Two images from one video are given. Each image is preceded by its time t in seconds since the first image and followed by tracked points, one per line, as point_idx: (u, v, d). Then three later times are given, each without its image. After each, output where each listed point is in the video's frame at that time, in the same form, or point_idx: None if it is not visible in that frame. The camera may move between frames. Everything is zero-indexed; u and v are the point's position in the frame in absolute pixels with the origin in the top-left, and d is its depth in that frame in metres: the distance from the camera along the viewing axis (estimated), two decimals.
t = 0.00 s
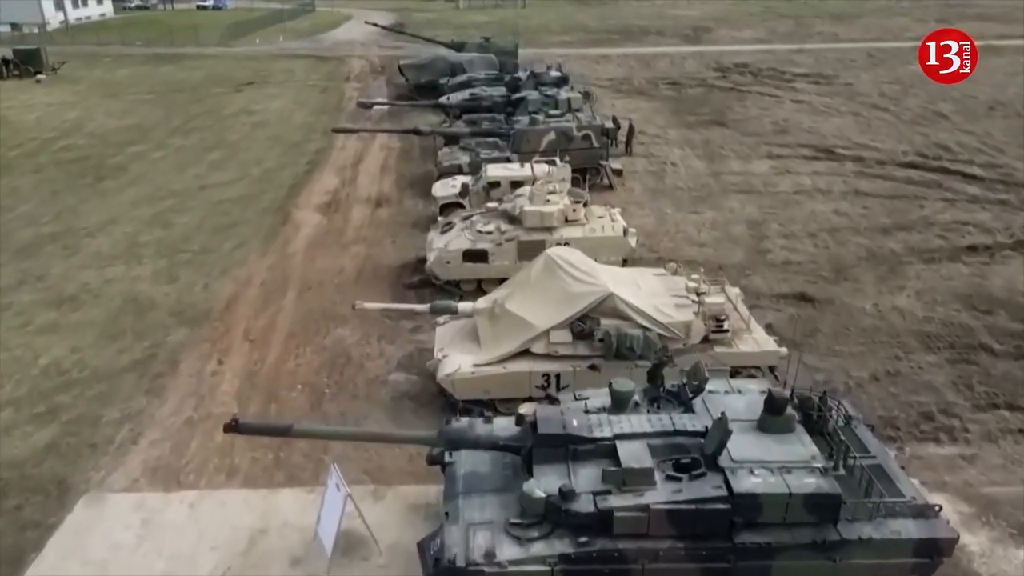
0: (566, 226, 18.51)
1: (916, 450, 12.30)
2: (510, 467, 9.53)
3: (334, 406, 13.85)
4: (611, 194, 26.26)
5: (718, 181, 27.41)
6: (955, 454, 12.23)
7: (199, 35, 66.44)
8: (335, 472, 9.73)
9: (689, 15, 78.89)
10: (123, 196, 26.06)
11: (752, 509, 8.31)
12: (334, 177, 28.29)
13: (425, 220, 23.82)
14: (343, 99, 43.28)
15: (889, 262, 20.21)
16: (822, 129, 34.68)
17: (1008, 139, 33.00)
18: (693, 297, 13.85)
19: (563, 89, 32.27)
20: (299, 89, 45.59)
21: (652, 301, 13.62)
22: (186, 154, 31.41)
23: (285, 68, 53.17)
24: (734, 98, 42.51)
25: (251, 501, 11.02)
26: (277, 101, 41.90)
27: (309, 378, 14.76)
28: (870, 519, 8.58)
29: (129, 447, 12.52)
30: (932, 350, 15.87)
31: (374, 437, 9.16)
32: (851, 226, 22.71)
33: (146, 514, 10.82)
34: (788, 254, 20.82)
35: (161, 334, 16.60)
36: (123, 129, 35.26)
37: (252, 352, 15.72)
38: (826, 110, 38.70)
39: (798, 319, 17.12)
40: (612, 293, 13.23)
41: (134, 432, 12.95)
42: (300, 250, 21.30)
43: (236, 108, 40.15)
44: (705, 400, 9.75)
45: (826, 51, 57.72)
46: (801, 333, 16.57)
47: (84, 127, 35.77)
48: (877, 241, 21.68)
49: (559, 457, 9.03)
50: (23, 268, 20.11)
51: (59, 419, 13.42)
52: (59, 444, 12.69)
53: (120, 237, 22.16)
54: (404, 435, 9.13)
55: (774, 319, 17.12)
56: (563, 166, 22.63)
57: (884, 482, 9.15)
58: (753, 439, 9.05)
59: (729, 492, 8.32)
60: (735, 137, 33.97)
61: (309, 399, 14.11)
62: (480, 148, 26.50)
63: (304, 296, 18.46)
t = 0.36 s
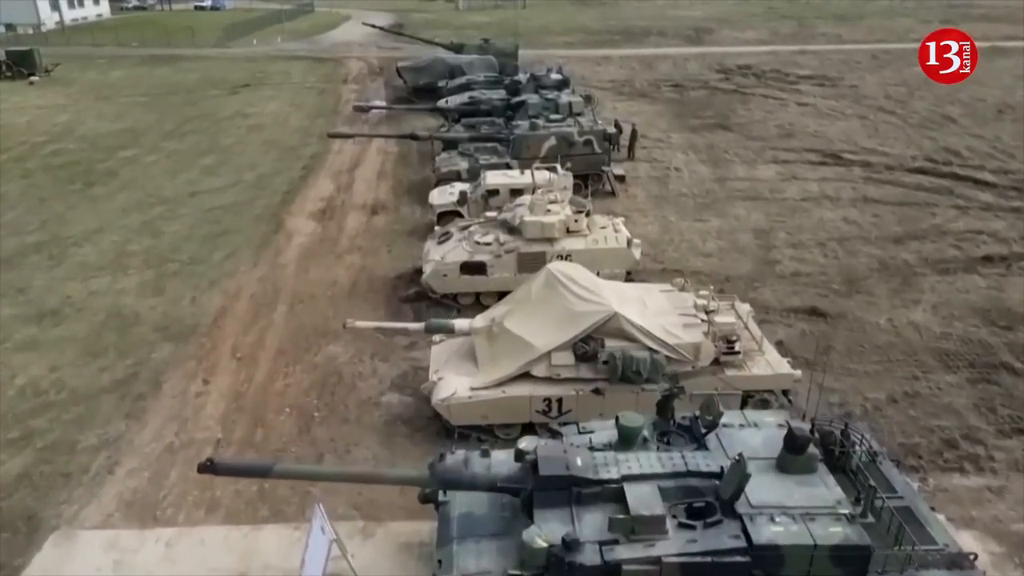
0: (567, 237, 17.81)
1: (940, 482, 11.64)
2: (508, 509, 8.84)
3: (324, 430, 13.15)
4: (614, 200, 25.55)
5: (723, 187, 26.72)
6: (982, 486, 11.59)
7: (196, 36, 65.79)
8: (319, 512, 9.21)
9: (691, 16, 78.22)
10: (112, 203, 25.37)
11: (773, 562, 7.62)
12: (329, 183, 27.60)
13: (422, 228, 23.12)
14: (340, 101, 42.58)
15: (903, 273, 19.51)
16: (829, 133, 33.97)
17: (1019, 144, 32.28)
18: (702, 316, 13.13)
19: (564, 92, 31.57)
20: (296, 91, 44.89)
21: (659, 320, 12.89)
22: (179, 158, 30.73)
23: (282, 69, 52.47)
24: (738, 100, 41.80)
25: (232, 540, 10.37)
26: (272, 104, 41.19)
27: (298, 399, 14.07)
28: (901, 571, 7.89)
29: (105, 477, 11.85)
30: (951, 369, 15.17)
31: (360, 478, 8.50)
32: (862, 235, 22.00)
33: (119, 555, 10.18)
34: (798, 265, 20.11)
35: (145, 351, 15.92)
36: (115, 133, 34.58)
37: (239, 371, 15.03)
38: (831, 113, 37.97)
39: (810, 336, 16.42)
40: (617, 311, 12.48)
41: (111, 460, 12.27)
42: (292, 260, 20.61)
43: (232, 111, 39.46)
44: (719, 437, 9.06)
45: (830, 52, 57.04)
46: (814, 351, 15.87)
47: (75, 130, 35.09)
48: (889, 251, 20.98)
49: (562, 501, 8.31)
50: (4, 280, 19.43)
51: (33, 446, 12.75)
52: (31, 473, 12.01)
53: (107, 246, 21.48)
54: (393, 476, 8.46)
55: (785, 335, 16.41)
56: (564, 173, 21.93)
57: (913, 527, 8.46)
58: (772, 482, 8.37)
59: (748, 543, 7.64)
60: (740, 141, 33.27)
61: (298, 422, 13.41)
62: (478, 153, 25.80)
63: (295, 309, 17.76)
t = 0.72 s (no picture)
0: (570, 250, 17.10)
1: (968, 518, 11.06)
2: (508, 558, 8.12)
3: (313, 458, 12.43)
4: (617, 208, 24.84)
5: (729, 194, 26.02)
6: (1013, 523, 10.97)
7: (192, 37, 65.02)
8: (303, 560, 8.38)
9: (692, 17, 77.51)
10: (100, 211, 24.68)
11: None
12: (324, 189, 26.89)
13: (419, 237, 22.39)
14: (337, 104, 41.88)
15: (918, 286, 18.79)
16: (835, 137, 33.27)
17: None
18: (714, 339, 12.38)
19: (565, 96, 30.90)
20: (292, 94, 44.19)
21: (669, 342, 12.14)
22: (170, 164, 30.02)
23: (279, 71, 51.76)
24: (742, 103, 41.10)
25: None
26: (268, 107, 40.47)
27: (287, 423, 13.35)
28: None
29: (79, 512, 11.16)
30: (973, 391, 14.45)
31: (348, 527, 7.65)
32: (874, 245, 21.30)
33: None
34: (809, 277, 19.40)
35: (128, 369, 15.20)
36: (107, 137, 33.86)
37: (226, 392, 14.32)
38: (838, 117, 37.26)
39: (824, 353, 15.71)
40: (624, 333, 11.71)
41: (86, 492, 11.59)
42: (284, 272, 19.90)
43: (226, 115, 38.73)
44: (737, 479, 8.34)
45: (834, 54, 56.36)
46: (828, 370, 15.17)
47: (66, 135, 34.37)
48: (902, 262, 20.27)
49: (568, 553, 7.58)
50: None
51: (4, 476, 12.05)
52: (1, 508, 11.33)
53: (93, 257, 20.78)
54: (385, 525, 7.61)
55: (797, 353, 15.71)
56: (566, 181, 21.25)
57: None
58: (797, 532, 7.69)
59: None
60: (745, 145, 32.58)
61: (286, 447, 12.68)
62: (477, 159, 25.10)
63: (286, 325, 17.06)
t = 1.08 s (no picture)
0: (573, 264, 16.40)
1: (1002, 559, 10.57)
2: None
3: (302, 491, 11.72)
4: (621, 216, 24.11)
5: (736, 202, 25.31)
6: None
7: (189, 38, 64.31)
8: None
9: (694, 18, 76.84)
10: (88, 220, 23.98)
11: None
12: (319, 196, 26.18)
13: (417, 247, 21.67)
14: (335, 107, 41.15)
15: (935, 301, 18.07)
16: (843, 142, 32.56)
17: None
18: (728, 365, 11.65)
19: (567, 100, 30.19)
20: (289, 97, 43.48)
21: (681, 368, 11.39)
22: (162, 169, 29.33)
23: (276, 74, 51.05)
24: (747, 107, 40.38)
25: None
26: (264, 111, 39.75)
27: (274, 450, 12.63)
28: None
29: (51, 554, 10.49)
30: (998, 415, 13.75)
31: None
32: (887, 257, 20.59)
33: None
34: (821, 290, 18.68)
35: (109, 390, 14.50)
36: (98, 142, 33.16)
37: (211, 416, 13.61)
38: (844, 121, 36.52)
39: (840, 374, 15.00)
40: (633, 359, 10.97)
41: (59, 531, 10.91)
42: (277, 284, 19.18)
43: (221, 118, 38.04)
44: (760, 530, 7.65)
45: (838, 55, 55.68)
46: (845, 391, 14.46)
47: (57, 139, 33.66)
48: (917, 274, 19.56)
49: None
50: None
51: None
52: None
53: (78, 268, 20.08)
54: None
55: (812, 373, 14.99)
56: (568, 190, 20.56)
57: None
58: None
59: None
60: (750, 150, 31.87)
61: (273, 478, 11.98)
62: (477, 166, 24.39)
63: (277, 342, 16.34)
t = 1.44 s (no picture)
0: (577, 279, 15.63)
1: None
2: None
3: (288, 529, 11.00)
4: (625, 225, 23.37)
5: (743, 210, 24.58)
6: None
7: (186, 40, 63.66)
8: None
9: (696, 19, 76.12)
10: (75, 229, 23.26)
11: None
12: (314, 204, 25.46)
13: (414, 258, 20.91)
14: (332, 111, 40.41)
15: (954, 317, 17.33)
16: (851, 147, 31.82)
17: None
18: (744, 395, 10.89)
19: (569, 104, 29.46)
20: (285, 100, 42.75)
21: (693, 398, 10.65)
22: (154, 176, 28.60)
23: (273, 76, 50.33)
24: (752, 110, 39.62)
25: None
26: (259, 114, 39.00)
27: (260, 483, 11.90)
28: None
29: None
30: None
31: None
32: (902, 269, 19.85)
33: None
34: (835, 305, 17.94)
35: (88, 415, 13.77)
36: (89, 147, 32.46)
37: (195, 443, 12.89)
38: (852, 125, 35.78)
39: (858, 396, 14.24)
40: (643, 390, 10.23)
41: None
42: (268, 299, 18.45)
43: (216, 122, 37.32)
44: None
45: (843, 58, 54.94)
46: (865, 416, 13.72)
47: (47, 144, 32.96)
48: (934, 288, 18.83)
49: None
50: None
51: None
52: None
53: (62, 281, 19.37)
54: None
55: (829, 397, 14.23)
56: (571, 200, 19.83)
57: None
58: None
59: None
60: (756, 156, 31.15)
61: (258, 514, 11.25)
62: (476, 174, 23.64)
63: (267, 361, 15.60)
